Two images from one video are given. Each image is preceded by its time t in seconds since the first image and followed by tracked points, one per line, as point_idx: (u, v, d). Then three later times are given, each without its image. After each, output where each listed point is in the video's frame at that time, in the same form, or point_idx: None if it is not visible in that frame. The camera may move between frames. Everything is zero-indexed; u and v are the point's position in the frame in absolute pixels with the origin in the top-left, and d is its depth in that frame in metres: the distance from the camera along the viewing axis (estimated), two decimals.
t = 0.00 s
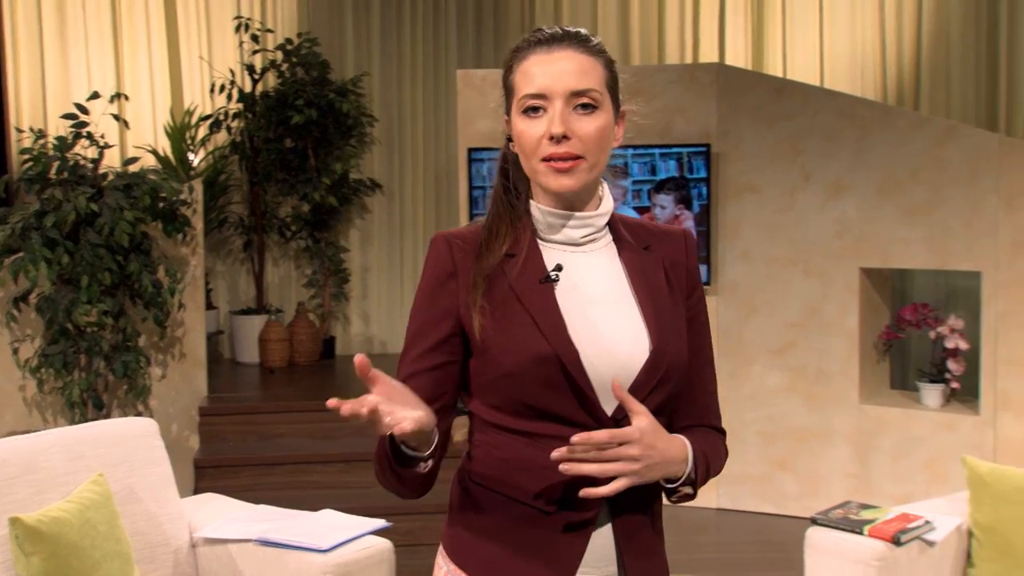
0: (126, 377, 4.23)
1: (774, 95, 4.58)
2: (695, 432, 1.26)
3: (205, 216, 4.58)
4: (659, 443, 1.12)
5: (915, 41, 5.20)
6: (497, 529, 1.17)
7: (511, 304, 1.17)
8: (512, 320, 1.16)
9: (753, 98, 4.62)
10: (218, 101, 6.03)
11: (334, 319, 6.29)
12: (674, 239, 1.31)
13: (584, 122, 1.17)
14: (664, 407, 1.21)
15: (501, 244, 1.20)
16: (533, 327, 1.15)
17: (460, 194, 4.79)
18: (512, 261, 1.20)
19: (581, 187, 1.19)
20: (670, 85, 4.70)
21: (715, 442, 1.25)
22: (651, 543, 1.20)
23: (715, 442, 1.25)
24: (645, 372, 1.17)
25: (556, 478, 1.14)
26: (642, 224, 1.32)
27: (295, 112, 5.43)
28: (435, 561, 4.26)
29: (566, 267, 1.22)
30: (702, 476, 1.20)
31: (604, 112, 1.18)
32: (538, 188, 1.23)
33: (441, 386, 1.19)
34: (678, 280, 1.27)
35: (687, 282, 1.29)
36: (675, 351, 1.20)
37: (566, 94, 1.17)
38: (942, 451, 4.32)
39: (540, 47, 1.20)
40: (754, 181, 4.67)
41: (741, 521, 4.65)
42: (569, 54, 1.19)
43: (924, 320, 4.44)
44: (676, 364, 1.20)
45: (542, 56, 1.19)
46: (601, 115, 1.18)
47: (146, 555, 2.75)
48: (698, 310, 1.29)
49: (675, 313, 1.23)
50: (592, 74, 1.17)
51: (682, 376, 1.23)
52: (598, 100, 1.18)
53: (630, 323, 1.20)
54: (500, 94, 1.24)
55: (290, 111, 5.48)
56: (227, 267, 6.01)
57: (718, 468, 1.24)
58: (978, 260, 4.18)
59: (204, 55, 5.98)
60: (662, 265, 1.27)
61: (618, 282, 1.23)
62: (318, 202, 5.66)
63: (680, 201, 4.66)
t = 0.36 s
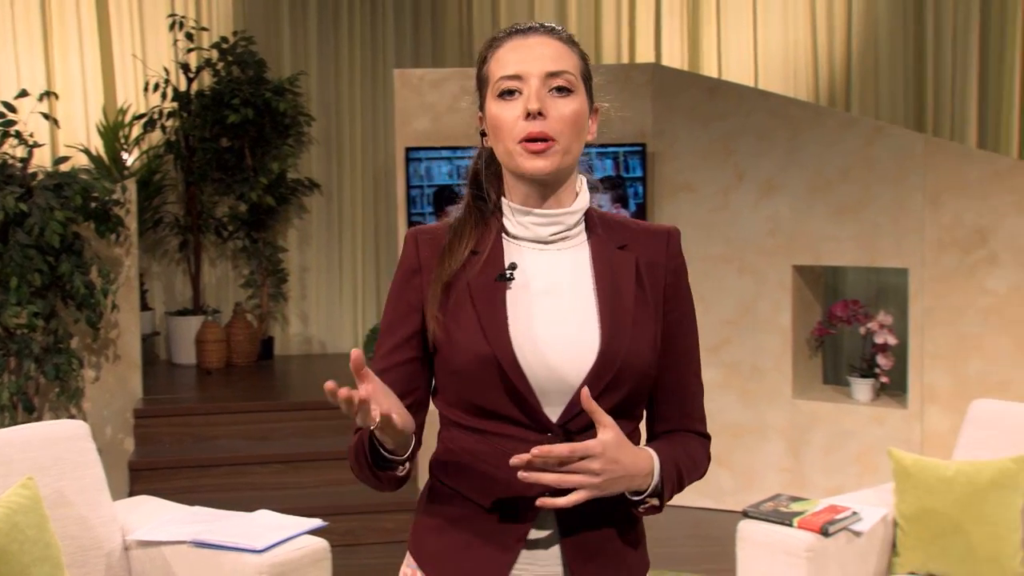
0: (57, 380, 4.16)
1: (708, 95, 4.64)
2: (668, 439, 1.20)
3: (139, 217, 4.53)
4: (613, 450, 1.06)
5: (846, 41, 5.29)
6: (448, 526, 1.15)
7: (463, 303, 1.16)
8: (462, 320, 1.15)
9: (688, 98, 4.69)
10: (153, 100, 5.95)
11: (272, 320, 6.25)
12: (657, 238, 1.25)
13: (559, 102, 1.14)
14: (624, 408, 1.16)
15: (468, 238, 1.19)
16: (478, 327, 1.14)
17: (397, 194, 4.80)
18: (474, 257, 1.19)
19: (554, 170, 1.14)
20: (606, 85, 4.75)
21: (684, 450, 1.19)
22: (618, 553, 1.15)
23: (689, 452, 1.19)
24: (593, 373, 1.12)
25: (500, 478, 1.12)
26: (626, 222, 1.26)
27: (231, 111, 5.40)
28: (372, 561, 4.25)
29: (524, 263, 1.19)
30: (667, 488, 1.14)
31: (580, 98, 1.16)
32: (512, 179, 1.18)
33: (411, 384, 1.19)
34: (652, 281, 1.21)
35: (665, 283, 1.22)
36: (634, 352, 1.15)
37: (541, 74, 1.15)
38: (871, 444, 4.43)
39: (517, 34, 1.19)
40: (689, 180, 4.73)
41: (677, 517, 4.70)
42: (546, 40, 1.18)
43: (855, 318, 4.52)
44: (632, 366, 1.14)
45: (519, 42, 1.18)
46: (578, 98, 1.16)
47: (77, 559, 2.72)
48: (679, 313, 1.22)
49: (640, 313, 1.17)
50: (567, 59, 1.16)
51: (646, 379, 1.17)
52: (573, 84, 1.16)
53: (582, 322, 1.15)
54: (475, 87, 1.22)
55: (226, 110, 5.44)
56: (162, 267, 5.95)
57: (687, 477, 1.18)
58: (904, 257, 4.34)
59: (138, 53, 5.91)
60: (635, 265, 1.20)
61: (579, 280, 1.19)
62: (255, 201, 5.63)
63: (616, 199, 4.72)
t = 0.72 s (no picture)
0: None
1: (643, 94, 4.76)
2: (685, 437, 1.09)
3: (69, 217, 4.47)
4: (592, 439, 0.98)
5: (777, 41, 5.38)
6: (454, 518, 1.13)
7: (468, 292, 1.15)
8: (462, 308, 1.14)
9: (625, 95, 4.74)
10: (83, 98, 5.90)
11: (208, 320, 6.20)
12: (680, 230, 1.14)
13: (577, 99, 1.09)
14: (625, 400, 1.08)
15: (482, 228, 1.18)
16: (472, 316, 1.12)
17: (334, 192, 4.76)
18: (488, 249, 1.17)
19: (570, 165, 1.10)
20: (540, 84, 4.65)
21: (693, 449, 1.07)
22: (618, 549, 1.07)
23: (701, 454, 1.07)
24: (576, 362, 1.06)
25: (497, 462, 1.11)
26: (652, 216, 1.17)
27: (164, 110, 5.33)
28: (311, 561, 4.24)
29: (529, 252, 1.17)
30: (656, 487, 1.04)
31: (599, 94, 1.11)
32: (530, 173, 1.14)
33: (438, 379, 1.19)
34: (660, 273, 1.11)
35: (679, 274, 1.11)
36: (627, 344, 1.06)
37: (558, 71, 1.10)
38: (803, 438, 4.63)
39: (534, 31, 1.14)
40: (625, 178, 4.84)
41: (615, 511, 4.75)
42: (564, 35, 1.13)
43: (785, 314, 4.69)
44: (623, 357, 1.06)
45: (535, 38, 1.14)
46: (595, 94, 1.10)
47: (5, 564, 2.66)
48: (699, 306, 1.10)
49: (636, 304, 1.09)
50: (584, 55, 1.11)
51: (646, 372, 1.07)
52: (591, 80, 1.11)
53: (570, 314, 1.10)
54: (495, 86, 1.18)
55: (157, 108, 5.38)
56: (94, 268, 5.87)
57: (693, 476, 1.07)
58: (835, 253, 4.51)
59: (66, 50, 5.84)
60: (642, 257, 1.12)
61: (579, 273, 1.13)
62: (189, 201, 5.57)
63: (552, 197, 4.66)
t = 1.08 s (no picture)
0: None
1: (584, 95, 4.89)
2: (690, 425, 1.08)
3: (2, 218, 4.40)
4: (551, 438, 1.03)
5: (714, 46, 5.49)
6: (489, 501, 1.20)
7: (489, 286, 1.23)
8: (482, 300, 1.22)
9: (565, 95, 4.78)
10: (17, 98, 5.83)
11: (148, 321, 6.17)
12: (688, 215, 1.12)
13: (593, 101, 1.13)
14: (627, 393, 1.09)
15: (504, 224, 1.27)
16: (485, 308, 1.21)
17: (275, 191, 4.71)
18: (511, 243, 1.26)
19: (584, 166, 1.15)
20: (480, 85, 4.66)
21: (690, 439, 1.07)
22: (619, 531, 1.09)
23: (697, 443, 1.06)
24: (571, 358, 1.10)
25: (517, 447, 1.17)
26: (668, 203, 1.16)
27: (101, 109, 5.29)
28: (255, 561, 4.23)
29: (541, 247, 1.22)
30: (630, 479, 1.05)
31: (617, 94, 1.15)
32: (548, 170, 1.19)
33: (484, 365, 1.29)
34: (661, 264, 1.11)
35: (682, 262, 1.10)
36: (617, 339, 1.08)
37: (577, 71, 1.13)
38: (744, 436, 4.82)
39: (557, 26, 1.17)
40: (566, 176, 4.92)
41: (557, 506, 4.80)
42: (586, 32, 1.16)
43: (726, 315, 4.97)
44: (617, 349, 1.08)
45: (556, 34, 1.16)
46: (613, 96, 1.14)
47: None
48: (700, 293, 1.08)
49: (632, 297, 1.10)
50: (604, 55, 1.14)
51: (644, 364, 1.08)
52: (609, 81, 1.14)
53: (566, 309, 1.14)
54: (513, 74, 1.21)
55: (95, 107, 5.34)
56: (31, 269, 5.81)
57: (685, 465, 1.06)
58: (770, 252, 4.65)
59: None
60: (641, 249, 1.12)
61: (575, 267, 1.17)
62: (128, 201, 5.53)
63: (493, 198, 4.59)
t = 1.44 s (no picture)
0: None
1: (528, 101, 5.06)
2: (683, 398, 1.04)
3: None
4: (561, 324, 0.95)
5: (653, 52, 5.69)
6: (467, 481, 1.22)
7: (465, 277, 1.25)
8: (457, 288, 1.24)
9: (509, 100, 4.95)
10: None
11: (102, 321, 6.26)
12: (657, 217, 1.10)
13: (586, 110, 1.12)
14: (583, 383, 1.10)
15: (483, 218, 1.27)
16: (460, 297, 1.22)
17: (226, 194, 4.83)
18: (488, 237, 1.26)
19: (570, 168, 1.14)
20: (428, 90, 4.81)
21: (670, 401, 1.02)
22: (571, 501, 1.09)
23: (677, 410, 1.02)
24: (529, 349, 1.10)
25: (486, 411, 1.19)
26: (639, 205, 1.13)
27: (54, 114, 5.40)
28: (207, 555, 4.35)
29: (515, 239, 1.22)
30: (630, 394, 0.99)
31: (606, 106, 1.14)
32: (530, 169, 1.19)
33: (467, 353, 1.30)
34: (622, 265, 1.09)
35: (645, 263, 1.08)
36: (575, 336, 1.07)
37: (573, 80, 1.13)
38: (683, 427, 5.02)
39: (557, 34, 1.16)
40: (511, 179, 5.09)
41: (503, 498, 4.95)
42: (585, 44, 1.16)
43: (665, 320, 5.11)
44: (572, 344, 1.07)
45: (556, 42, 1.16)
46: (605, 106, 1.13)
47: None
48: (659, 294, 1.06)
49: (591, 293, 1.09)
50: (600, 68, 1.14)
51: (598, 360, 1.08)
52: (601, 93, 1.13)
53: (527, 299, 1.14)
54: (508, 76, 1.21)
55: (48, 112, 5.44)
56: None
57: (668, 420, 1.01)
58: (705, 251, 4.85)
59: None
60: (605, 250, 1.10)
61: (545, 259, 1.17)
62: (81, 204, 5.62)
63: (439, 200, 4.74)
